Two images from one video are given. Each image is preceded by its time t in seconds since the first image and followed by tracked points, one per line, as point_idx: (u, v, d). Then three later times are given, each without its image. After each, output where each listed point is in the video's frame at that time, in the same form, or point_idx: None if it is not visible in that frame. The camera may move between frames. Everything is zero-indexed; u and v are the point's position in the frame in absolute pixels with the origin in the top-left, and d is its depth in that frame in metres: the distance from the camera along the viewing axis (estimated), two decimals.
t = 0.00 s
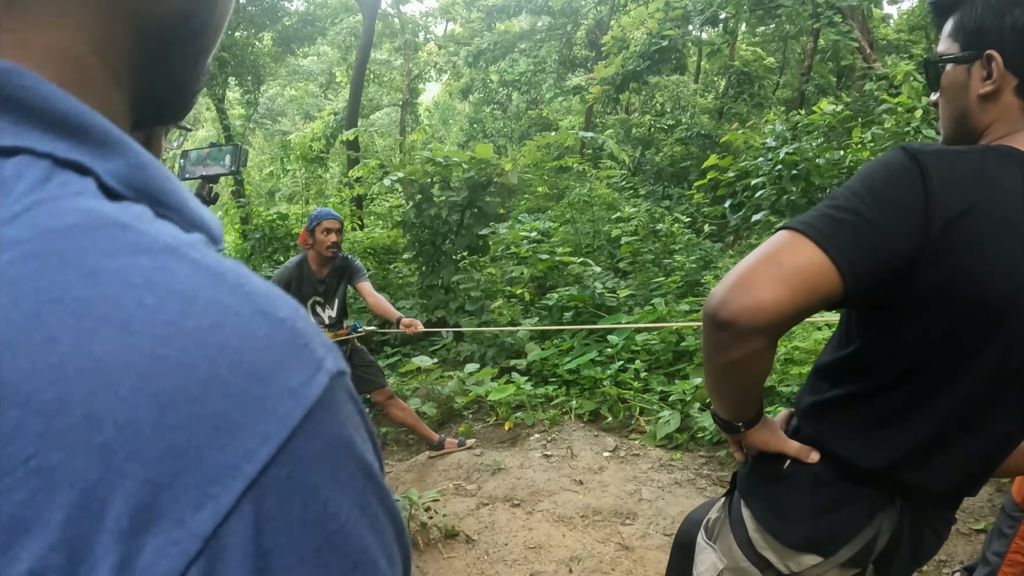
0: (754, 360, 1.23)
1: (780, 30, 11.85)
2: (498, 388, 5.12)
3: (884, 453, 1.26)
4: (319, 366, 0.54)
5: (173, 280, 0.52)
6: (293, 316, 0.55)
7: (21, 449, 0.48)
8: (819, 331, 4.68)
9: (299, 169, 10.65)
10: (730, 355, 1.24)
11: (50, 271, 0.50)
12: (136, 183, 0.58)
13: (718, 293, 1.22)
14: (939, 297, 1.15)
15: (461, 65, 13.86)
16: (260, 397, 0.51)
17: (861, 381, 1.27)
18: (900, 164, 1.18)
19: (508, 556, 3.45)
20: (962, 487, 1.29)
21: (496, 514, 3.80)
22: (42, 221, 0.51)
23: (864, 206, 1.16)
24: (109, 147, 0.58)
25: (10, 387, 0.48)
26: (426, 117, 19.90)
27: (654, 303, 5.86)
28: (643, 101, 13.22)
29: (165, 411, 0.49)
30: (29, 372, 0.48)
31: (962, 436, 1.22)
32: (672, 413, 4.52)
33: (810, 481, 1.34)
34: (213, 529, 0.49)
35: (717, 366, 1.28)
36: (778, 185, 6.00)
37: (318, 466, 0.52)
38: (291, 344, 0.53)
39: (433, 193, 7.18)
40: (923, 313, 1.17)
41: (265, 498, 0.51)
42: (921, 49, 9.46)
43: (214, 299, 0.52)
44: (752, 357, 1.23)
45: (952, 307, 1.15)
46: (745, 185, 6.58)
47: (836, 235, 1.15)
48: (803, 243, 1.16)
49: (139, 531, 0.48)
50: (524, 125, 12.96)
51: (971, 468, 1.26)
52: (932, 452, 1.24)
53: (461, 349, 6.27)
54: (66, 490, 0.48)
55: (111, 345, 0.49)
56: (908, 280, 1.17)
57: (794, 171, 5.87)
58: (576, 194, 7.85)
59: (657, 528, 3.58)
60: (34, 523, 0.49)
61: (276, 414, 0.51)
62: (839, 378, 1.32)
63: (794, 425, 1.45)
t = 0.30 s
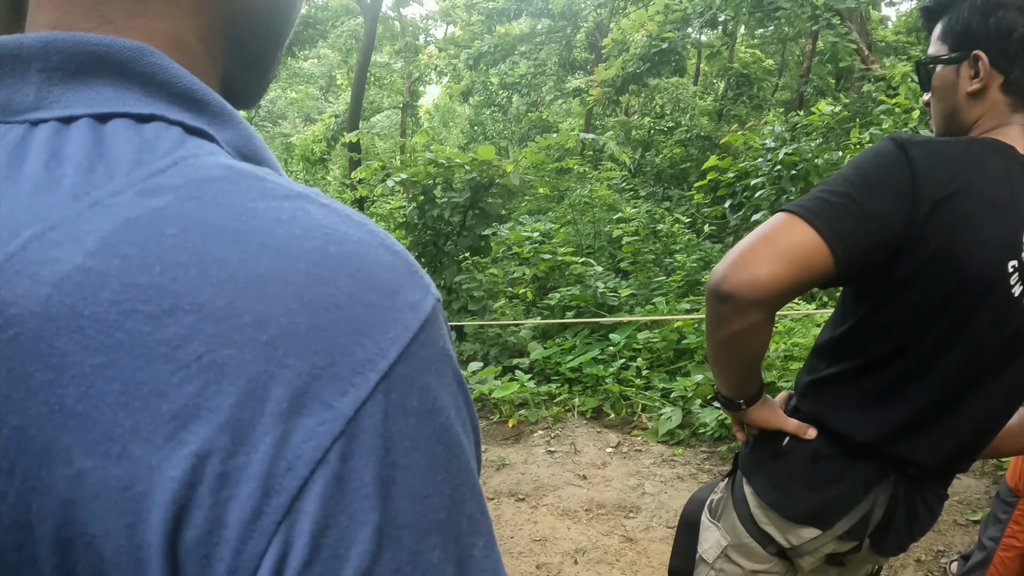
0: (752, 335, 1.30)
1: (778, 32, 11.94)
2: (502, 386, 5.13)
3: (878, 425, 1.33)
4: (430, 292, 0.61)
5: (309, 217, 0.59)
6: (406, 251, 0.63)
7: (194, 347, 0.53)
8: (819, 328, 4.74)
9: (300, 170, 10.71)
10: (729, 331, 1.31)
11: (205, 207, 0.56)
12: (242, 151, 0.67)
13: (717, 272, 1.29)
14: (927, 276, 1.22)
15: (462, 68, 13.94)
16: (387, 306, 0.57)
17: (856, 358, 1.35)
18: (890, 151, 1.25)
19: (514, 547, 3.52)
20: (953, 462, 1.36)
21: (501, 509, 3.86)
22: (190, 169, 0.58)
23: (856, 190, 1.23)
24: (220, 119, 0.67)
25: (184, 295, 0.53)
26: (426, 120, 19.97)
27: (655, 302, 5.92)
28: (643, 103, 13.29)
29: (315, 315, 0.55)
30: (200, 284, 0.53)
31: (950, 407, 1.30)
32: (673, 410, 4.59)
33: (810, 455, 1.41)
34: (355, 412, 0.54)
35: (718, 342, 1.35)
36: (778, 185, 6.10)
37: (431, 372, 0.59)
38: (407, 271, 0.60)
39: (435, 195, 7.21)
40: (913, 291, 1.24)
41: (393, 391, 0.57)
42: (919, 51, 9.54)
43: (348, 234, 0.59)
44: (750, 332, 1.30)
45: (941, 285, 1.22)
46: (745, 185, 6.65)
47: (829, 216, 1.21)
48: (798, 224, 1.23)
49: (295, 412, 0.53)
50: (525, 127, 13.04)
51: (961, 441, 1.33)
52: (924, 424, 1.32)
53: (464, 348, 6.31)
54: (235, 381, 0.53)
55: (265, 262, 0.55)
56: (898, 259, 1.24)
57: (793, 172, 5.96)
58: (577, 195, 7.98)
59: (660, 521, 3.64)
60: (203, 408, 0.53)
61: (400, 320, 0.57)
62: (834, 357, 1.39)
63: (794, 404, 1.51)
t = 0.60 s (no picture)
0: (745, 351, 1.34)
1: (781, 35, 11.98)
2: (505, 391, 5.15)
3: (869, 436, 1.37)
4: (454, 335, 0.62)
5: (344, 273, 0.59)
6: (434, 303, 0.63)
7: (250, 398, 0.54)
8: (819, 333, 4.78)
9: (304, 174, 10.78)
10: (722, 347, 1.35)
11: (250, 269, 0.56)
12: (278, 205, 0.67)
13: (712, 289, 1.32)
14: (916, 290, 1.26)
15: (465, 71, 14.01)
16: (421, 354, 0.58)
17: (848, 370, 1.38)
18: (882, 169, 1.29)
19: (516, 551, 3.55)
20: (941, 469, 1.39)
21: (503, 512, 3.91)
22: (237, 231, 0.58)
23: (847, 209, 1.26)
24: (253, 173, 0.67)
25: (240, 354, 0.54)
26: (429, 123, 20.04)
27: (657, 307, 5.96)
28: (645, 106, 13.34)
29: (358, 368, 0.55)
30: (253, 341, 0.54)
31: (940, 418, 1.34)
32: (675, 414, 4.61)
33: (802, 464, 1.45)
34: (392, 452, 0.55)
35: (712, 357, 1.39)
36: (778, 189, 6.11)
37: (457, 413, 0.60)
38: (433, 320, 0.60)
39: (438, 199, 7.26)
40: (903, 306, 1.28)
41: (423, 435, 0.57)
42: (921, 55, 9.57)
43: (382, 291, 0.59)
44: (743, 347, 1.34)
45: (929, 299, 1.26)
46: (746, 189, 6.68)
47: (820, 236, 1.25)
48: (790, 243, 1.27)
49: (339, 455, 0.54)
50: (527, 130, 13.11)
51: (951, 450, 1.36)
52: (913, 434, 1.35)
53: (467, 352, 6.37)
54: (286, 429, 0.53)
55: (309, 320, 0.55)
56: (888, 275, 1.28)
57: (794, 176, 6.01)
58: (579, 199, 7.97)
59: (661, 525, 3.67)
60: (258, 452, 0.53)
61: (429, 371, 0.58)
62: (827, 370, 1.44)
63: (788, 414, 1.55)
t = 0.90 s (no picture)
0: (744, 383, 1.30)
1: (787, 39, 11.92)
2: (506, 400, 5.19)
3: (874, 473, 1.32)
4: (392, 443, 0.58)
5: (269, 369, 0.55)
6: (371, 402, 0.59)
7: (153, 520, 0.49)
8: (825, 344, 4.71)
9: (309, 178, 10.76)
10: (720, 378, 1.31)
11: (165, 363, 0.53)
12: (215, 268, 0.64)
13: (710, 317, 1.29)
14: (924, 322, 1.21)
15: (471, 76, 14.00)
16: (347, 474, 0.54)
17: (852, 403, 1.34)
18: (891, 192, 1.24)
19: (515, 566, 3.50)
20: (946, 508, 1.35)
21: (504, 526, 3.86)
22: (155, 316, 0.55)
23: (852, 236, 1.22)
24: (190, 237, 0.65)
25: (141, 470, 0.49)
26: (435, 127, 20.03)
27: (661, 315, 5.89)
28: (652, 111, 13.29)
29: (274, 491, 0.52)
30: (161, 454, 0.50)
31: (949, 454, 1.29)
32: (678, 425, 4.53)
33: (804, 498, 1.41)
34: None
35: (709, 388, 1.35)
36: (784, 197, 6.06)
37: (391, 527, 0.56)
38: (367, 427, 0.57)
39: (442, 205, 7.27)
40: (910, 337, 1.23)
41: (351, 555, 0.54)
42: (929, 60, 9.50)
43: (307, 390, 0.55)
44: (742, 379, 1.30)
45: (937, 331, 1.21)
46: (752, 196, 6.63)
47: (823, 264, 1.21)
48: (792, 270, 1.23)
49: None
50: (533, 135, 13.08)
51: (960, 486, 1.31)
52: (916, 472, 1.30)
53: (470, 360, 6.33)
54: (192, 554, 0.49)
55: (227, 432, 0.52)
56: (895, 305, 1.23)
57: (800, 184, 5.96)
58: (584, 205, 7.91)
59: (663, 541, 3.62)
60: None
61: (359, 487, 0.55)
62: (831, 400, 1.39)
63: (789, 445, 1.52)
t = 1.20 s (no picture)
0: (729, 389, 1.20)
1: (796, 41, 11.79)
2: (505, 404, 5.07)
3: (877, 491, 1.21)
4: (143, 443, 0.50)
5: None
6: (126, 388, 0.51)
7: None
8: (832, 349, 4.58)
9: (314, 179, 10.67)
10: (703, 384, 1.21)
11: None
12: (22, 231, 0.56)
13: (690, 315, 1.18)
14: (935, 320, 1.11)
15: (478, 77, 13.91)
16: (66, 477, 0.48)
17: (852, 413, 1.24)
18: (896, 177, 1.15)
19: None
20: (956, 528, 1.24)
21: (498, 534, 3.75)
22: None
23: (852, 224, 1.12)
24: None
25: None
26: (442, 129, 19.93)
27: (666, 318, 5.75)
28: (660, 113, 13.15)
29: None
30: None
31: (962, 468, 1.18)
32: (681, 431, 4.46)
33: (799, 517, 1.31)
34: None
35: (689, 395, 1.25)
36: (792, 199, 5.93)
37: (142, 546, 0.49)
38: (112, 419, 0.49)
39: (445, 206, 7.12)
40: (919, 338, 1.12)
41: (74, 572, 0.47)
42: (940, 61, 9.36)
43: (35, 365, 0.48)
44: (727, 385, 1.19)
45: (949, 331, 1.10)
46: (758, 198, 6.49)
47: (820, 255, 1.11)
48: (783, 262, 1.12)
49: None
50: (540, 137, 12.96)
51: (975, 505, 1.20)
52: (923, 489, 1.20)
53: (472, 363, 6.24)
54: None
55: None
56: (901, 303, 1.13)
57: (807, 185, 5.84)
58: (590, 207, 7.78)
59: (661, 551, 3.50)
60: None
61: (83, 495, 0.47)
62: (830, 409, 1.29)
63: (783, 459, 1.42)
